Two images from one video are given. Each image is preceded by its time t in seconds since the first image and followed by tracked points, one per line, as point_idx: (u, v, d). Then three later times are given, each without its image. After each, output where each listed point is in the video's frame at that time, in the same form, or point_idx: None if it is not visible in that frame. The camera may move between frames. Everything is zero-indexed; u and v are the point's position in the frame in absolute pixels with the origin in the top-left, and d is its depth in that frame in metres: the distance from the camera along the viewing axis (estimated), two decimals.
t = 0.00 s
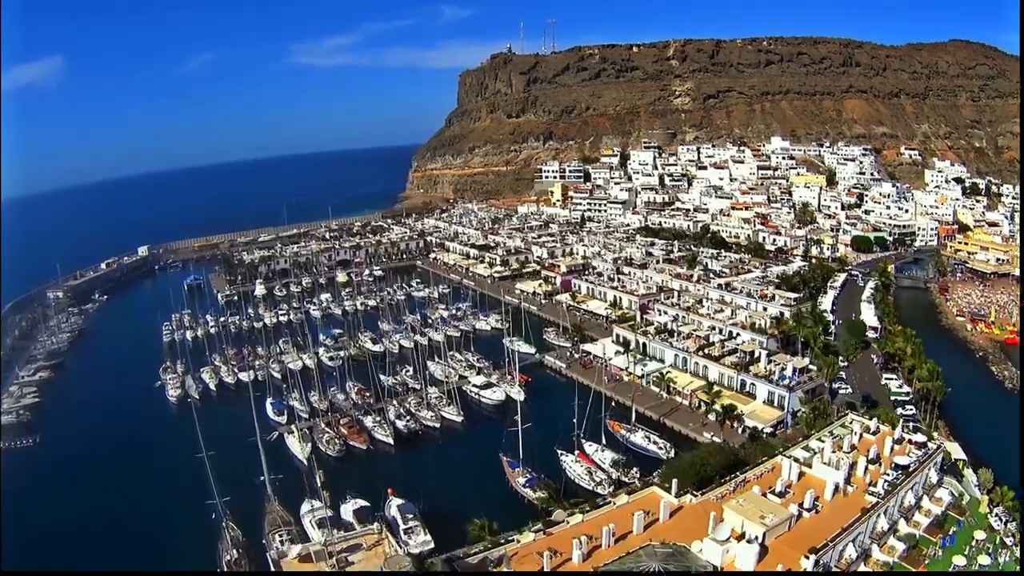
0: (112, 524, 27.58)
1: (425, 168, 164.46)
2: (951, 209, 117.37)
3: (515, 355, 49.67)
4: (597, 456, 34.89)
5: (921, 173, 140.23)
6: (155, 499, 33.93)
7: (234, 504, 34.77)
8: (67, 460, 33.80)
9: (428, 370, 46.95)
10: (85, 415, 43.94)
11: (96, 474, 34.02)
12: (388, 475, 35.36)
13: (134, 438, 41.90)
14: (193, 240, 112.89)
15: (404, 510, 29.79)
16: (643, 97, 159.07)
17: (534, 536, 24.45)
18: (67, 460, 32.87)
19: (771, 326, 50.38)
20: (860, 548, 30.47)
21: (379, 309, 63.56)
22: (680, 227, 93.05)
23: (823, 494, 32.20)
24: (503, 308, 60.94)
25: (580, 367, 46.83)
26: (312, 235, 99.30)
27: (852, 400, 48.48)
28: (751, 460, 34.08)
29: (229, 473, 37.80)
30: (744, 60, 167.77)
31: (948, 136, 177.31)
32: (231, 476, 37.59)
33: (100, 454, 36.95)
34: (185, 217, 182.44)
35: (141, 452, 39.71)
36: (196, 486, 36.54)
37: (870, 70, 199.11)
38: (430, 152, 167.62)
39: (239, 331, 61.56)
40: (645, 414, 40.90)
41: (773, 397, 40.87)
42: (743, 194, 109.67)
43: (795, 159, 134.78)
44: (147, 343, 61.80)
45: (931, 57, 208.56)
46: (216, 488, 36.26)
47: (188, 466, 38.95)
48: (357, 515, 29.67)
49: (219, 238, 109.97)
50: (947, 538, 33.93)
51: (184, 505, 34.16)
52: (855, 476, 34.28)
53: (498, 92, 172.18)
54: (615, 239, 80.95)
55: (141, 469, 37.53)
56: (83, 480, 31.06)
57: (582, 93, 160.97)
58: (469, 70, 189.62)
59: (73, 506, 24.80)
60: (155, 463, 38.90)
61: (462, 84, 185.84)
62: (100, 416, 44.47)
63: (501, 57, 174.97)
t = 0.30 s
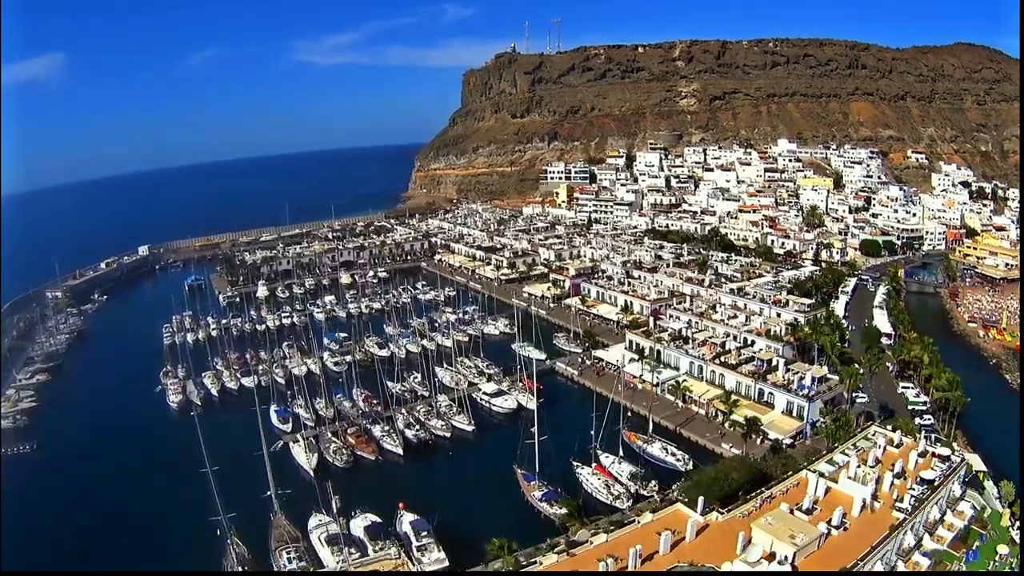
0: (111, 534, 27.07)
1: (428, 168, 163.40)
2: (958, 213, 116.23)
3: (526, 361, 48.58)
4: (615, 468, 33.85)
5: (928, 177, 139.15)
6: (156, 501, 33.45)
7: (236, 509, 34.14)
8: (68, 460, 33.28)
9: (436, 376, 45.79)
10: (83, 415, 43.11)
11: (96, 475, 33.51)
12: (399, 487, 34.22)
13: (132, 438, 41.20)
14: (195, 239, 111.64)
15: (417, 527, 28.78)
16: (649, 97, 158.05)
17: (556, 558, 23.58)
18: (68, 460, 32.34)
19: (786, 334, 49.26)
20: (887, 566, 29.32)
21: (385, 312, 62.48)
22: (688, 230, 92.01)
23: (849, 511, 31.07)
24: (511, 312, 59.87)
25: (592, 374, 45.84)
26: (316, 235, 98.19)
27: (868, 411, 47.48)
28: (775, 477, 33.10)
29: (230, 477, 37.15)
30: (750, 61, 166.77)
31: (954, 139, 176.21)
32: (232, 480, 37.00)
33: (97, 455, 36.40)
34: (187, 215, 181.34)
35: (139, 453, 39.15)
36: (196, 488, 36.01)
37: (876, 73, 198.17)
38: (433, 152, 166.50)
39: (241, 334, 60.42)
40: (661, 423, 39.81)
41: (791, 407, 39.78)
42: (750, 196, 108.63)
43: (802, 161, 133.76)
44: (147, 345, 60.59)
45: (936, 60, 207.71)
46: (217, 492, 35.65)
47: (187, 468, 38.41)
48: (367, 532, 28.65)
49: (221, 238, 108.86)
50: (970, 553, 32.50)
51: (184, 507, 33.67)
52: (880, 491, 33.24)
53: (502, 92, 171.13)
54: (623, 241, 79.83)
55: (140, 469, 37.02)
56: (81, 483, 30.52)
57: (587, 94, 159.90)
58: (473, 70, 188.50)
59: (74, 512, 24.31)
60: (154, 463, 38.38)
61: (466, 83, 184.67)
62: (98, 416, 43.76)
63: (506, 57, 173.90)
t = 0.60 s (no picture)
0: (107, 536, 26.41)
1: (432, 167, 162.35)
2: (966, 218, 115.04)
3: (536, 368, 47.45)
4: (633, 482, 32.69)
5: (935, 181, 138.08)
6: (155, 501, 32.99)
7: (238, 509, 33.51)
8: (67, 461, 32.96)
9: (445, 383, 44.64)
10: (81, 416, 42.25)
11: (96, 475, 33.14)
12: (411, 500, 33.04)
13: (131, 439, 40.50)
14: (197, 237, 110.48)
15: (431, 545, 27.52)
16: (655, 99, 156.95)
17: None
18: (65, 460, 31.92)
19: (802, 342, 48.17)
20: None
21: (390, 316, 61.38)
22: (696, 233, 90.93)
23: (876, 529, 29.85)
24: (519, 317, 58.80)
25: (606, 382, 44.76)
26: (319, 235, 97.07)
27: (885, 422, 46.39)
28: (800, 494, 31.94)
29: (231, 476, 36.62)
30: (757, 63, 165.76)
31: (960, 143, 175.05)
32: (234, 478, 36.44)
33: (95, 457, 35.75)
34: (189, 213, 180.20)
35: (138, 454, 38.46)
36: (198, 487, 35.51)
37: (882, 76, 197.19)
38: (437, 151, 165.37)
39: (244, 336, 59.24)
40: (679, 435, 38.65)
41: (811, 419, 38.58)
42: (758, 199, 107.56)
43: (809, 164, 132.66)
44: (147, 346, 59.34)
45: (942, 63, 206.78)
46: (218, 490, 35.08)
47: (187, 467, 37.73)
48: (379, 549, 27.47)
49: (224, 237, 107.76)
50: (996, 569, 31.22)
51: (184, 508, 32.96)
52: (905, 506, 32.03)
53: (507, 92, 170.10)
54: (631, 244, 78.72)
55: (139, 470, 36.37)
56: (76, 485, 29.87)
57: (593, 94, 158.75)
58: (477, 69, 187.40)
59: (70, 511, 23.87)
60: (152, 463, 37.70)
61: (470, 83, 183.53)
62: (97, 416, 43.00)
63: (511, 56, 172.81)
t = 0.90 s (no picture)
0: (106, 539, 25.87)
1: (435, 168, 161.30)
2: (975, 222, 113.76)
3: (548, 376, 46.34)
4: (655, 497, 31.51)
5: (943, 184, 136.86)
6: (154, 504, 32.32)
7: (241, 513, 32.85)
8: (68, 460, 32.48)
9: (456, 391, 43.51)
10: (82, 415, 41.54)
11: (97, 475, 32.61)
12: (426, 515, 31.82)
13: (133, 441, 39.85)
14: (200, 237, 109.38)
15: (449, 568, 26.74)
16: (661, 100, 155.83)
17: None
18: (66, 460, 31.16)
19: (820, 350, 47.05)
20: None
21: (398, 320, 60.31)
22: (705, 236, 89.84)
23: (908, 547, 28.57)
24: (530, 322, 57.76)
25: (621, 392, 43.65)
26: (324, 236, 95.93)
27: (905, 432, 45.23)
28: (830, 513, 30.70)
29: (233, 479, 35.91)
30: (763, 64, 164.75)
31: (967, 147, 173.77)
32: (235, 482, 35.74)
33: (96, 456, 35.20)
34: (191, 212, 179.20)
35: (139, 456, 37.87)
36: (198, 489, 34.84)
37: (888, 78, 196.11)
38: (441, 152, 164.30)
39: (248, 340, 58.08)
40: (699, 447, 37.43)
41: (835, 430, 37.27)
42: (766, 202, 106.50)
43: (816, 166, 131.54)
44: (148, 350, 58.17)
45: (948, 66, 205.68)
46: (220, 492, 34.45)
47: (189, 470, 37.04)
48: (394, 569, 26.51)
49: (226, 237, 106.67)
50: None
51: (185, 511, 32.33)
52: (936, 522, 30.68)
53: (512, 92, 169.12)
54: (641, 247, 77.56)
55: (140, 472, 35.77)
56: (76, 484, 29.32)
57: (599, 95, 157.65)
58: (482, 69, 186.38)
59: (68, 514, 22.96)
60: (153, 465, 37.08)
61: (475, 83, 182.56)
62: (99, 416, 42.36)
63: (516, 56, 171.79)
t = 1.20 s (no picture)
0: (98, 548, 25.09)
1: (439, 167, 160.37)
2: (983, 225, 112.67)
3: (560, 383, 45.40)
4: (675, 511, 30.59)
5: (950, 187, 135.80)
6: (151, 505, 31.79)
7: (244, 517, 31.95)
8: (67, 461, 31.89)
9: (466, 399, 42.55)
10: (84, 414, 40.82)
11: (96, 477, 31.95)
12: (442, 532, 30.67)
13: (136, 442, 39.09)
14: (202, 237, 108.36)
15: None
16: (667, 100, 154.82)
17: None
18: (65, 460, 30.55)
19: (837, 357, 46.09)
20: None
21: (405, 323, 59.35)
22: (713, 239, 88.93)
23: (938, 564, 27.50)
24: (539, 326, 56.85)
25: (636, 400, 42.74)
26: (328, 236, 94.94)
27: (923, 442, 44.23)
28: (857, 531, 29.66)
29: (237, 484, 34.91)
30: (769, 65, 163.81)
31: (973, 149, 172.70)
32: (238, 486, 34.77)
33: (97, 458, 34.50)
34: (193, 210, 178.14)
35: (140, 458, 37.07)
36: (199, 492, 33.95)
37: (894, 80, 195.09)
38: (445, 151, 163.25)
39: (252, 343, 57.12)
40: (719, 459, 36.47)
41: (855, 441, 36.26)
42: (774, 205, 105.60)
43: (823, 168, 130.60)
44: (149, 352, 57.11)
45: (954, 68, 204.72)
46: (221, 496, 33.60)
47: (192, 473, 36.09)
48: None
49: (228, 237, 105.69)
50: None
51: (183, 516, 31.43)
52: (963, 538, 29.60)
53: (516, 91, 168.18)
54: (649, 250, 76.64)
55: (142, 475, 34.99)
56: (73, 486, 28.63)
57: (604, 95, 156.67)
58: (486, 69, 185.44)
59: (60, 516, 22.25)
60: (156, 468, 36.27)
61: (479, 83, 181.59)
62: (101, 416, 41.63)
63: (521, 55, 170.79)
